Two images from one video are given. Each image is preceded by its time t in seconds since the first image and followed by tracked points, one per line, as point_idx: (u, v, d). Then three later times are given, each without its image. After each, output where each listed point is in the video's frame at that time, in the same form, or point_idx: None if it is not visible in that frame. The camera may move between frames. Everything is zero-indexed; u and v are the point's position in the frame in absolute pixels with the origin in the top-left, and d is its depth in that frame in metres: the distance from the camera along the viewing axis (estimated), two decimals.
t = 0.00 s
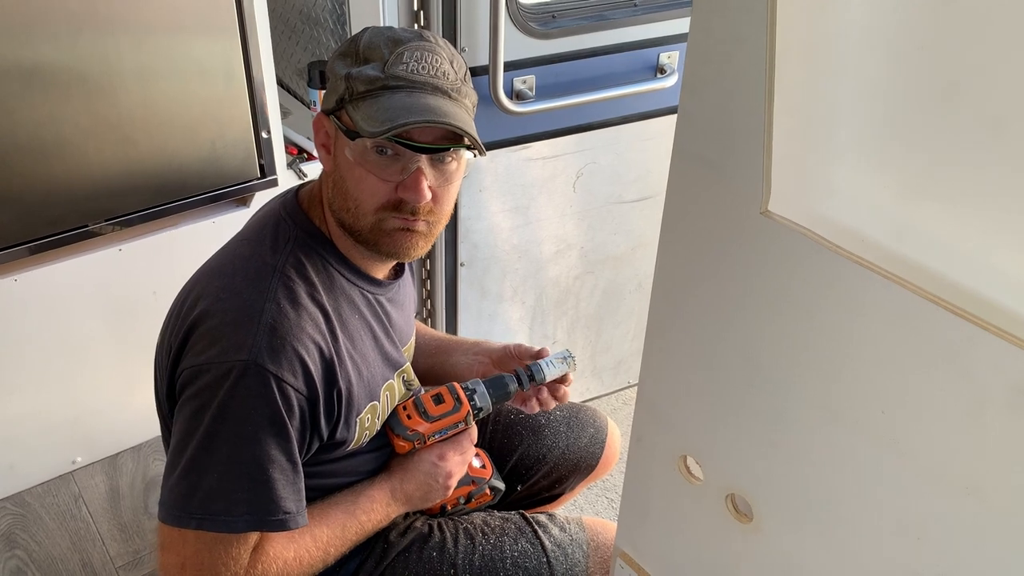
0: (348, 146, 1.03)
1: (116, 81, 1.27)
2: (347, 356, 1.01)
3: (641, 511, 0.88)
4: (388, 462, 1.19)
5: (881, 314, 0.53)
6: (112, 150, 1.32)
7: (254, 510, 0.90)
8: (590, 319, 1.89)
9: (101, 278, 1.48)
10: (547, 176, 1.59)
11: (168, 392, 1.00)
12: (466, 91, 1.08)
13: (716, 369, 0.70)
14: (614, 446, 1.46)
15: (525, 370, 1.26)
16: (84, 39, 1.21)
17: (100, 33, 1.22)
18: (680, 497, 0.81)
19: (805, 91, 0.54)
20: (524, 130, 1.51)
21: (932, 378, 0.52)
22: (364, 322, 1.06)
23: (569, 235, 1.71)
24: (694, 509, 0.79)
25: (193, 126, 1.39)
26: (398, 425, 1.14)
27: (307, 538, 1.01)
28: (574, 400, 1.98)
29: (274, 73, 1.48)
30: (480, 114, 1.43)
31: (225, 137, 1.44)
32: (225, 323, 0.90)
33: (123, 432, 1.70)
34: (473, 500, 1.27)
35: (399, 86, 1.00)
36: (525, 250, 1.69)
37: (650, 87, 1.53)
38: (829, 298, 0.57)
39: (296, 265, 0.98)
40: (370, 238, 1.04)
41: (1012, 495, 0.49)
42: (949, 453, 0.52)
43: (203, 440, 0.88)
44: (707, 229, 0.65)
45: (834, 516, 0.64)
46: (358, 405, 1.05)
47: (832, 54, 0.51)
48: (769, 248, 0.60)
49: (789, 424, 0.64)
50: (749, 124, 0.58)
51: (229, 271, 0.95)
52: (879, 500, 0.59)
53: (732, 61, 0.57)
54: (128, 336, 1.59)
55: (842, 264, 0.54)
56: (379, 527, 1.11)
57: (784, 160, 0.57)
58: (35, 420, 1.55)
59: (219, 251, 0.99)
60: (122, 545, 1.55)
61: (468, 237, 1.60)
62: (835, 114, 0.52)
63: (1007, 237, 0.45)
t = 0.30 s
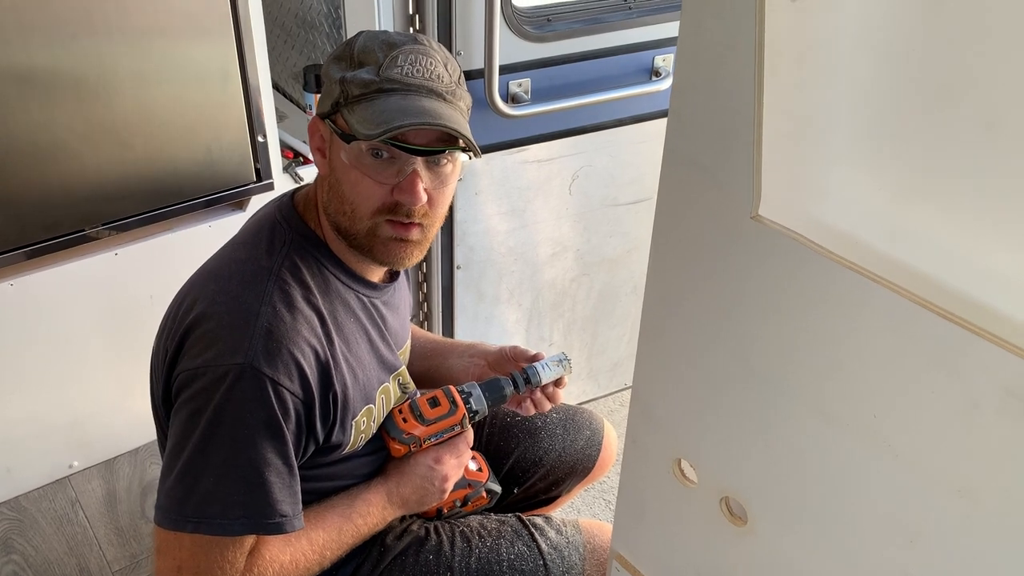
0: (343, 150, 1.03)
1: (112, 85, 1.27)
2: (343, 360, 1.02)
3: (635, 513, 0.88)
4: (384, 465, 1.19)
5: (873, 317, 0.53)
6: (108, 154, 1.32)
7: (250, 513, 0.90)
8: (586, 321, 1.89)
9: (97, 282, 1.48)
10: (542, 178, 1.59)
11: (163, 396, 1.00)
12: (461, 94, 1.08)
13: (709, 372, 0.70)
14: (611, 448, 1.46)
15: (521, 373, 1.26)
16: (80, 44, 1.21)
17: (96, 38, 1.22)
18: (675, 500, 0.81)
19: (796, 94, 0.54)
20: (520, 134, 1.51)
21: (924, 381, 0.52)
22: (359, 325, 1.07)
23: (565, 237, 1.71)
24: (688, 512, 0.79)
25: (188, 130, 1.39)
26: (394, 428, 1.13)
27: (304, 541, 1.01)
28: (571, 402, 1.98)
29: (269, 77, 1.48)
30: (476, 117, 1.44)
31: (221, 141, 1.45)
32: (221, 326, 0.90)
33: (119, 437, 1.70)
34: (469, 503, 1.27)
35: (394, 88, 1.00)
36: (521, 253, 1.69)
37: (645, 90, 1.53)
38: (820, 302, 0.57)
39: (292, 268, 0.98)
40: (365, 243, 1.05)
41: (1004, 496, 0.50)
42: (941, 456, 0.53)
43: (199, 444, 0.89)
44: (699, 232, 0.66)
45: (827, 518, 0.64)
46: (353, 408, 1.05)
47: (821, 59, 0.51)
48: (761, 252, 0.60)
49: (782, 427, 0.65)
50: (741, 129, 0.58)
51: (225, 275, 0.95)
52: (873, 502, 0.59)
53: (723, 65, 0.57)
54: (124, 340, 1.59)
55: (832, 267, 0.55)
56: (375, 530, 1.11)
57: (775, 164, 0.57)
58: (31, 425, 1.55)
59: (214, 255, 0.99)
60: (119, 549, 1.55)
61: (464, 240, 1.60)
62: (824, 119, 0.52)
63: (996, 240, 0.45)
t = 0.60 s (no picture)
0: (341, 146, 1.03)
1: (110, 85, 1.27)
2: (340, 361, 1.01)
3: (634, 514, 0.88)
4: (382, 467, 1.18)
5: (873, 317, 0.53)
6: (106, 155, 1.32)
7: (247, 515, 0.90)
8: (585, 322, 1.89)
9: (95, 283, 1.48)
10: (541, 179, 1.59)
11: (160, 397, 1.00)
12: (455, 87, 1.08)
13: (709, 373, 0.70)
14: (609, 449, 1.46)
15: (519, 373, 1.26)
16: (78, 45, 1.21)
17: (94, 39, 1.22)
18: (674, 501, 0.81)
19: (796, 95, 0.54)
20: (518, 134, 1.51)
21: (924, 381, 0.52)
22: (357, 326, 1.06)
23: (563, 238, 1.71)
24: (687, 513, 0.79)
25: (187, 130, 1.39)
26: (392, 429, 1.13)
27: (301, 543, 1.01)
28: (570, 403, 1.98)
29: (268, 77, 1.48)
30: (474, 117, 1.43)
31: (219, 141, 1.44)
32: (218, 328, 0.90)
33: (117, 439, 1.69)
34: (468, 504, 1.27)
35: (390, 82, 1.00)
36: (519, 254, 1.69)
37: (643, 90, 1.53)
38: (820, 302, 0.57)
39: (290, 269, 0.98)
40: (364, 239, 1.04)
41: (1005, 496, 0.49)
42: (941, 456, 0.53)
43: (197, 445, 0.88)
44: (699, 232, 0.65)
45: (827, 519, 0.64)
46: (351, 409, 1.05)
47: (821, 58, 0.51)
48: (761, 251, 0.60)
49: (782, 427, 0.64)
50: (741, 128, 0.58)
51: (222, 276, 0.95)
52: (873, 503, 0.59)
53: (723, 65, 0.57)
54: (122, 341, 1.58)
55: (832, 267, 0.54)
56: (373, 532, 1.10)
57: (775, 164, 0.57)
58: (28, 426, 1.54)
59: (211, 255, 0.99)
60: (117, 551, 1.54)
61: (463, 241, 1.60)
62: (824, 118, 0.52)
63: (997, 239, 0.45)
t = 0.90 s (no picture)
0: (343, 142, 1.03)
1: (112, 85, 1.27)
2: (341, 361, 1.01)
3: (635, 516, 0.88)
4: (382, 467, 1.18)
5: (875, 319, 0.53)
6: (107, 155, 1.32)
7: (248, 515, 0.90)
8: (586, 323, 1.89)
9: (95, 283, 1.48)
10: (542, 180, 1.59)
11: (161, 397, 0.99)
12: (454, 80, 1.09)
13: (711, 375, 0.70)
14: (610, 450, 1.46)
15: (518, 373, 1.26)
16: (80, 45, 1.21)
17: (96, 39, 1.22)
18: (675, 502, 0.81)
19: (798, 95, 0.54)
20: (520, 135, 1.51)
21: (926, 383, 0.51)
22: (358, 326, 1.06)
23: (565, 239, 1.71)
24: (688, 514, 0.79)
25: (188, 130, 1.39)
26: (389, 428, 1.13)
27: (301, 544, 1.00)
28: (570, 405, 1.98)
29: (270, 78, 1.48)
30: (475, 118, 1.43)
31: (221, 141, 1.44)
32: (219, 327, 0.90)
33: (117, 439, 1.69)
34: (468, 504, 1.26)
35: (391, 75, 1.00)
36: (520, 255, 1.69)
37: (645, 92, 1.53)
38: (822, 304, 0.57)
39: (291, 269, 0.97)
40: (370, 231, 1.04)
41: (1007, 499, 0.49)
42: (943, 458, 0.52)
43: (197, 445, 0.88)
44: (700, 234, 0.65)
45: (829, 521, 0.63)
46: (352, 409, 1.05)
47: (823, 59, 0.51)
48: (763, 253, 0.60)
49: (784, 430, 0.64)
50: (744, 129, 0.58)
51: (223, 277, 0.95)
52: (875, 506, 0.59)
53: (725, 66, 0.57)
54: (123, 342, 1.58)
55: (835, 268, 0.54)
56: (374, 532, 1.10)
57: (777, 165, 0.57)
58: (29, 426, 1.54)
59: (212, 255, 0.99)
60: (117, 551, 1.54)
61: (464, 242, 1.60)
62: (826, 119, 0.52)
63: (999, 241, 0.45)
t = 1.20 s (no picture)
0: (349, 138, 1.03)
1: (115, 86, 1.27)
2: (346, 359, 1.01)
3: (640, 516, 0.88)
4: (385, 466, 1.18)
5: (881, 319, 0.53)
6: (110, 155, 1.32)
7: (253, 512, 0.90)
8: (589, 324, 1.89)
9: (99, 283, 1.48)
10: (546, 181, 1.59)
11: (166, 395, 1.00)
12: (455, 74, 1.10)
13: (716, 375, 0.70)
14: (613, 450, 1.46)
15: (520, 371, 1.26)
16: (84, 45, 1.21)
17: (100, 38, 1.22)
18: (680, 502, 0.81)
19: (803, 95, 0.54)
20: (523, 135, 1.51)
21: (932, 384, 0.51)
22: (362, 324, 1.06)
23: (567, 240, 1.71)
24: (693, 514, 0.79)
25: (191, 130, 1.39)
26: (393, 428, 1.13)
27: (306, 542, 1.00)
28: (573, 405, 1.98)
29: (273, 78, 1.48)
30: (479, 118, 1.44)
31: (224, 141, 1.44)
32: (225, 325, 0.90)
33: (120, 438, 1.69)
34: (472, 504, 1.26)
35: (395, 70, 1.01)
36: (523, 255, 1.69)
37: (647, 93, 1.53)
38: (829, 304, 0.57)
39: (296, 267, 0.98)
40: (378, 225, 1.04)
41: (1012, 499, 0.49)
42: (949, 459, 0.52)
43: (204, 442, 0.88)
44: (706, 234, 0.65)
45: (834, 521, 0.63)
46: (357, 407, 1.05)
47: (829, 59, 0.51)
48: (770, 253, 0.60)
49: (789, 430, 0.64)
50: (751, 129, 0.58)
51: (228, 275, 0.95)
52: (881, 505, 0.59)
53: (732, 66, 0.57)
54: (127, 341, 1.59)
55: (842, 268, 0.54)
56: (378, 532, 1.10)
57: (784, 165, 0.57)
58: (32, 426, 1.54)
59: (217, 254, 0.99)
60: (120, 550, 1.54)
61: (467, 242, 1.60)
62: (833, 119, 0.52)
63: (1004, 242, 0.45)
